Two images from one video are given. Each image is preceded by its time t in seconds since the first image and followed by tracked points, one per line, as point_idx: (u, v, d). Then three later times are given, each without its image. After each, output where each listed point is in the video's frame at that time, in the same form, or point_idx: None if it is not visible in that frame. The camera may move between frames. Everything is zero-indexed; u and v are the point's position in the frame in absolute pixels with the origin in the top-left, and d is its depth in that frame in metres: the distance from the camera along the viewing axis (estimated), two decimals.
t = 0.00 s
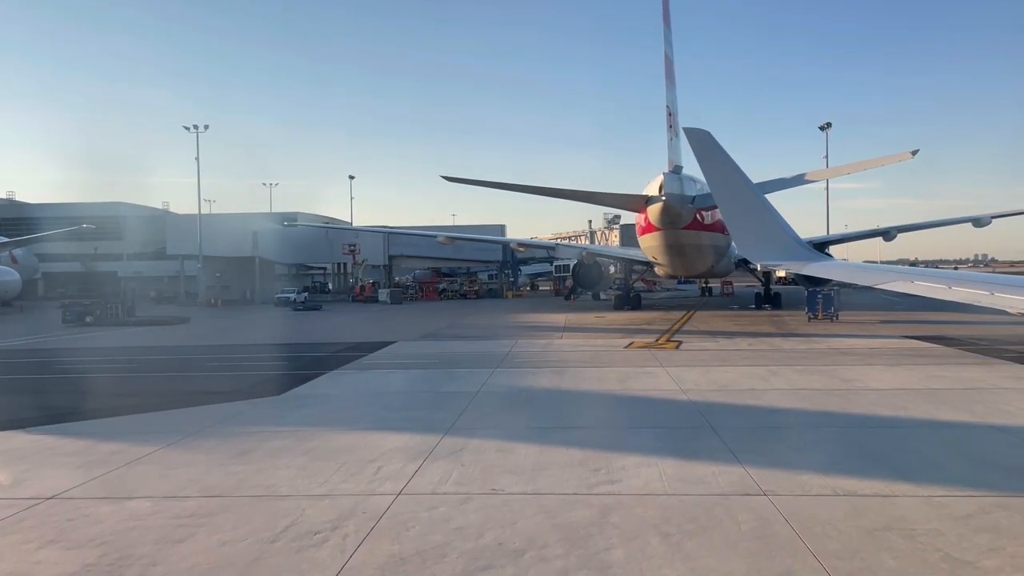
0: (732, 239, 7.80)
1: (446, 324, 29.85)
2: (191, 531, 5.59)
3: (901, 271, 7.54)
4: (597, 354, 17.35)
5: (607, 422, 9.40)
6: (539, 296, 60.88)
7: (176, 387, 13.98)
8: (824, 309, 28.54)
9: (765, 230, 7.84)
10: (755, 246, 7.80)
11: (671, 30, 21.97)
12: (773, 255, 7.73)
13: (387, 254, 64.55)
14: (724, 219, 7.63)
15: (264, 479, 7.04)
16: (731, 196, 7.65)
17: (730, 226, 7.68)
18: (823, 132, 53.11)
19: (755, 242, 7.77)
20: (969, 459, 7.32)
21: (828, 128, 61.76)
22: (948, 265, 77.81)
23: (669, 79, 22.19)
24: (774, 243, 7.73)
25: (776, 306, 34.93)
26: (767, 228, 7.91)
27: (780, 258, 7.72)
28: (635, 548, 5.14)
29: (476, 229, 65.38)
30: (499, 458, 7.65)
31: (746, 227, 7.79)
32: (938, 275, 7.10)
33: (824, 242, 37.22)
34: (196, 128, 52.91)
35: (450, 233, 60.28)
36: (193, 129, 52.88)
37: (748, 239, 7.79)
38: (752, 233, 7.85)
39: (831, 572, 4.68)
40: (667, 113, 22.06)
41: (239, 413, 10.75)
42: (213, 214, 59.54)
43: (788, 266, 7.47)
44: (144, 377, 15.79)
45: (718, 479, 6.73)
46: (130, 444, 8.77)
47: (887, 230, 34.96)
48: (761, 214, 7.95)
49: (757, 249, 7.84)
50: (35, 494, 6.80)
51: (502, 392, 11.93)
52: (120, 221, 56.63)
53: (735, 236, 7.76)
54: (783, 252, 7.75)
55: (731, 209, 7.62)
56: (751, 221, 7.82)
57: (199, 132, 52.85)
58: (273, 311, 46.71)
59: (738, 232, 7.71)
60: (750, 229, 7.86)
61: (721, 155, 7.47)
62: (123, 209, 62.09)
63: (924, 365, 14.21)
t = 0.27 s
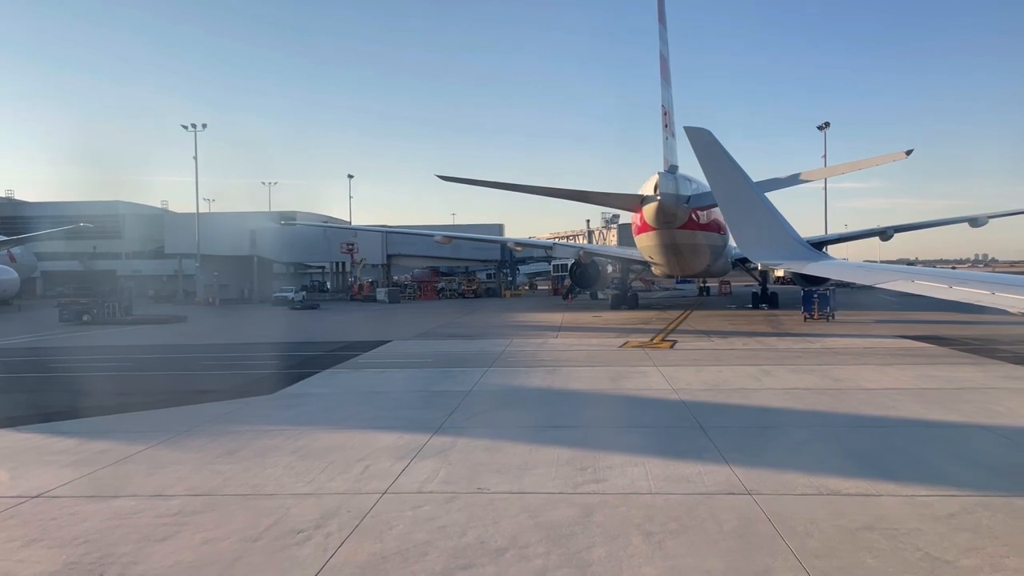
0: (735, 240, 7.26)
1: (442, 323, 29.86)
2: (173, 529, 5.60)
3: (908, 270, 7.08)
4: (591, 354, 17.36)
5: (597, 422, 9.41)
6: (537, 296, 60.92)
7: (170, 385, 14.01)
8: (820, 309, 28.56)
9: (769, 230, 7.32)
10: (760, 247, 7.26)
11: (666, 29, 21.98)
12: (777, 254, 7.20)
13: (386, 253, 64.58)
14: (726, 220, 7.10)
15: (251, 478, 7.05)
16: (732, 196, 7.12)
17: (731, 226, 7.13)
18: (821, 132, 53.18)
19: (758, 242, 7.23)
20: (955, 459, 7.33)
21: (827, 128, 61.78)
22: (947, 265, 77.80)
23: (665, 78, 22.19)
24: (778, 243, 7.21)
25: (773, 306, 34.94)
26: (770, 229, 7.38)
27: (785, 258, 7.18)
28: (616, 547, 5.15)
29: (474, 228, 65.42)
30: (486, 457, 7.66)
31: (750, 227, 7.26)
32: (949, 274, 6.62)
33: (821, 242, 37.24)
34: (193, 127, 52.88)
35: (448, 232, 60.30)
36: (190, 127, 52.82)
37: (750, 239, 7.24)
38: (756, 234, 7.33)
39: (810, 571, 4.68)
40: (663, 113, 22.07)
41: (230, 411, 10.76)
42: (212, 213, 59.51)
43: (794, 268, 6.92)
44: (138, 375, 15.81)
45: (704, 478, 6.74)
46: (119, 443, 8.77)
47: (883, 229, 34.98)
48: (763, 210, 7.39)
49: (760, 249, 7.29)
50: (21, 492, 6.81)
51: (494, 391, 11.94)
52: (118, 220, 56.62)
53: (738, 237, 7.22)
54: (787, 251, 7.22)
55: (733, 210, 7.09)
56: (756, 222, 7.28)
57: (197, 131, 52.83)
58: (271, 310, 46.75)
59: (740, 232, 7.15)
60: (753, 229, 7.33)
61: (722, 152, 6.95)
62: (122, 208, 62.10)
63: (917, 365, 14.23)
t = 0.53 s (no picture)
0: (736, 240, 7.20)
1: (438, 322, 29.86)
2: (158, 529, 5.59)
3: (905, 271, 7.09)
4: (585, 354, 17.37)
5: (589, 421, 9.39)
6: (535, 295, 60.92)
7: (163, 385, 13.99)
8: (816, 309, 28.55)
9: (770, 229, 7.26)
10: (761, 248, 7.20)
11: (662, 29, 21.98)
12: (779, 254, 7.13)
13: (384, 253, 64.57)
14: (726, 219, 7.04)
15: (238, 477, 7.05)
16: (732, 196, 7.06)
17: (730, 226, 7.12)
18: (821, 131, 53.41)
19: (758, 242, 7.17)
20: (943, 459, 7.33)
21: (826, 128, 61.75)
22: (947, 265, 77.73)
23: (661, 78, 22.21)
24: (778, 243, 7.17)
25: (770, 306, 34.95)
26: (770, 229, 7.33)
27: (790, 259, 7.12)
28: (600, 546, 5.15)
29: (473, 228, 65.48)
30: (476, 457, 7.65)
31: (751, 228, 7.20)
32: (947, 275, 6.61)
33: (818, 242, 37.25)
34: (192, 125, 53.10)
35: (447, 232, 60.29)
36: (189, 126, 53.02)
37: (750, 238, 7.22)
38: (756, 234, 7.26)
39: (791, 569, 4.69)
40: (659, 113, 22.08)
41: (222, 410, 10.76)
42: (210, 213, 59.53)
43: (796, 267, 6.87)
44: (132, 374, 15.81)
45: (691, 478, 6.76)
46: (108, 442, 8.77)
47: (881, 230, 34.99)
48: (763, 210, 7.38)
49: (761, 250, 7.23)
50: (8, 491, 6.81)
51: (486, 390, 11.95)
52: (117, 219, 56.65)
53: (739, 238, 7.16)
54: (790, 251, 7.16)
55: (733, 210, 7.04)
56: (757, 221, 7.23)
57: (195, 129, 53.08)
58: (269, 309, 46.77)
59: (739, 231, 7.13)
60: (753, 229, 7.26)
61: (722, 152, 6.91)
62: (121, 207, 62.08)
63: (910, 365, 14.24)
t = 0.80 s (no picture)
0: (737, 240, 7.11)
1: (435, 322, 29.84)
2: (144, 529, 5.60)
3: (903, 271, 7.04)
4: (581, 354, 17.36)
5: (580, 421, 9.39)
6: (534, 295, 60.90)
7: (157, 384, 13.99)
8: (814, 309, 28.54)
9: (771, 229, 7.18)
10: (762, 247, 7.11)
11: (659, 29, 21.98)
12: (780, 254, 7.04)
13: (383, 252, 64.58)
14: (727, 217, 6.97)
15: (227, 476, 7.06)
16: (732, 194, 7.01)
17: (731, 225, 6.99)
18: (820, 131, 53.41)
19: (760, 241, 7.08)
20: (932, 459, 7.34)
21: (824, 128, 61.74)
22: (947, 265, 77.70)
23: (657, 78, 22.21)
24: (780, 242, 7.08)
25: (767, 306, 34.98)
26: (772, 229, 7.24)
27: (791, 258, 7.03)
28: (584, 546, 5.16)
29: (472, 227, 65.49)
30: (466, 457, 7.66)
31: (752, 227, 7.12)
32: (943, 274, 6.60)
33: (816, 242, 37.25)
34: (190, 125, 53.42)
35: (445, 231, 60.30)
36: (188, 125, 53.35)
37: (751, 237, 7.10)
38: (757, 234, 7.18)
39: (774, 569, 4.70)
40: (655, 113, 22.09)
41: (214, 410, 10.75)
42: (208, 212, 59.59)
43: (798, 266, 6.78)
44: (127, 374, 15.80)
45: (680, 477, 6.77)
46: (98, 442, 8.77)
47: (879, 230, 34.99)
48: (763, 210, 7.30)
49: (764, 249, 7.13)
50: None
51: (479, 390, 11.95)
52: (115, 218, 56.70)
53: (741, 237, 7.07)
54: (792, 251, 7.06)
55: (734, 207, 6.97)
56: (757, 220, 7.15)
57: (194, 128, 53.40)
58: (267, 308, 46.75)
59: (740, 229, 7.04)
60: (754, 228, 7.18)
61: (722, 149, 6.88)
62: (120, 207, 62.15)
63: (905, 365, 14.24)
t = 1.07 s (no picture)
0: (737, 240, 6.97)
1: (433, 322, 29.85)
2: (131, 528, 5.60)
3: (904, 271, 6.88)
4: (577, 354, 17.37)
5: (572, 421, 9.38)
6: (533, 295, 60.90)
7: (152, 384, 13.99)
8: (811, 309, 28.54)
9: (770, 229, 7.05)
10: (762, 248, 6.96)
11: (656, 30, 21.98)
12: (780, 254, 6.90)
13: (382, 252, 64.59)
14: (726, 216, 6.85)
15: (218, 476, 7.06)
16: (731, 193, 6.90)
17: (730, 225, 6.89)
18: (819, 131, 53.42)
19: (759, 242, 6.95)
20: (922, 460, 7.34)
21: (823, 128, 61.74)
22: (946, 265, 77.67)
23: (654, 78, 22.22)
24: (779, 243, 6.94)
25: (765, 306, 34.98)
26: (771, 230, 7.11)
27: (792, 259, 6.88)
28: (570, 546, 5.16)
29: (470, 227, 65.50)
30: (457, 457, 7.65)
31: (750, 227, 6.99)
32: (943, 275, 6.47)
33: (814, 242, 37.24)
34: (190, 125, 53.35)
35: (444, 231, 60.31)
36: (188, 125, 53.28)
37: (749, 238, 6.99)
38: (755, 234, 7.04)
39: (758, 569, 4.70)
40: (652, 113, 22.09)
41: (208, 410, 10.75)
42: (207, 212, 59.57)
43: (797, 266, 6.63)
44: (122, 373, 15.79)
45: (669, 478, 6.77)
46: (90, 441, 8.77)
47: (877, 230, 34.99)
48: (763, 211, 7.18)
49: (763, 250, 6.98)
50: None
51: (473, 390, 11.94)
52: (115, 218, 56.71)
53: (740, 237, 6.94)
54: (792, 252, 6.91)
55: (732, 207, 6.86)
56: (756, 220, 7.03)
57: (193, 129, 53.38)
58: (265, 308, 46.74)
59: (739, 228, 6.91)
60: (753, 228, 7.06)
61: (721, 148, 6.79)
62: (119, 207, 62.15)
63: (900, 366, 14.24)
